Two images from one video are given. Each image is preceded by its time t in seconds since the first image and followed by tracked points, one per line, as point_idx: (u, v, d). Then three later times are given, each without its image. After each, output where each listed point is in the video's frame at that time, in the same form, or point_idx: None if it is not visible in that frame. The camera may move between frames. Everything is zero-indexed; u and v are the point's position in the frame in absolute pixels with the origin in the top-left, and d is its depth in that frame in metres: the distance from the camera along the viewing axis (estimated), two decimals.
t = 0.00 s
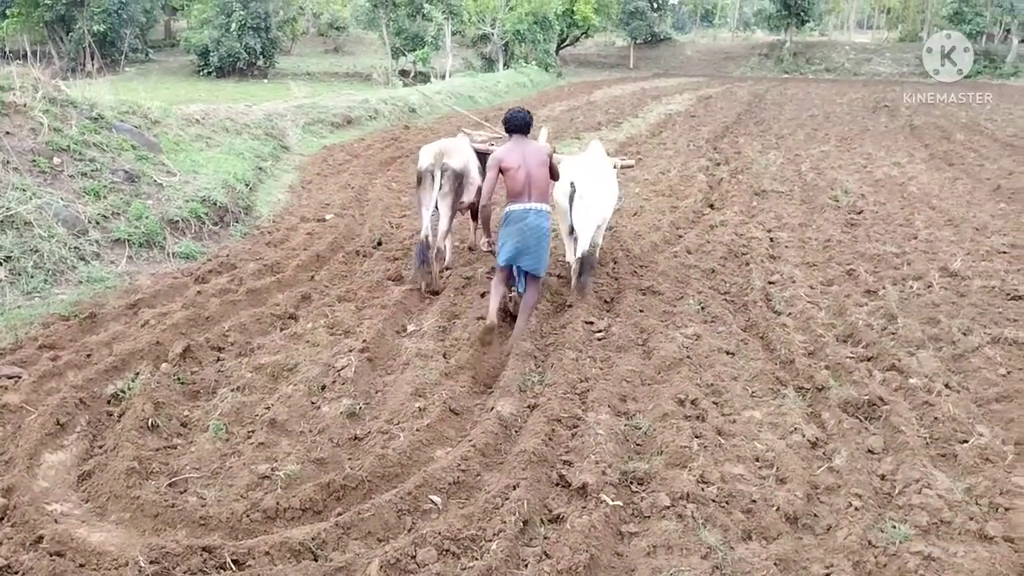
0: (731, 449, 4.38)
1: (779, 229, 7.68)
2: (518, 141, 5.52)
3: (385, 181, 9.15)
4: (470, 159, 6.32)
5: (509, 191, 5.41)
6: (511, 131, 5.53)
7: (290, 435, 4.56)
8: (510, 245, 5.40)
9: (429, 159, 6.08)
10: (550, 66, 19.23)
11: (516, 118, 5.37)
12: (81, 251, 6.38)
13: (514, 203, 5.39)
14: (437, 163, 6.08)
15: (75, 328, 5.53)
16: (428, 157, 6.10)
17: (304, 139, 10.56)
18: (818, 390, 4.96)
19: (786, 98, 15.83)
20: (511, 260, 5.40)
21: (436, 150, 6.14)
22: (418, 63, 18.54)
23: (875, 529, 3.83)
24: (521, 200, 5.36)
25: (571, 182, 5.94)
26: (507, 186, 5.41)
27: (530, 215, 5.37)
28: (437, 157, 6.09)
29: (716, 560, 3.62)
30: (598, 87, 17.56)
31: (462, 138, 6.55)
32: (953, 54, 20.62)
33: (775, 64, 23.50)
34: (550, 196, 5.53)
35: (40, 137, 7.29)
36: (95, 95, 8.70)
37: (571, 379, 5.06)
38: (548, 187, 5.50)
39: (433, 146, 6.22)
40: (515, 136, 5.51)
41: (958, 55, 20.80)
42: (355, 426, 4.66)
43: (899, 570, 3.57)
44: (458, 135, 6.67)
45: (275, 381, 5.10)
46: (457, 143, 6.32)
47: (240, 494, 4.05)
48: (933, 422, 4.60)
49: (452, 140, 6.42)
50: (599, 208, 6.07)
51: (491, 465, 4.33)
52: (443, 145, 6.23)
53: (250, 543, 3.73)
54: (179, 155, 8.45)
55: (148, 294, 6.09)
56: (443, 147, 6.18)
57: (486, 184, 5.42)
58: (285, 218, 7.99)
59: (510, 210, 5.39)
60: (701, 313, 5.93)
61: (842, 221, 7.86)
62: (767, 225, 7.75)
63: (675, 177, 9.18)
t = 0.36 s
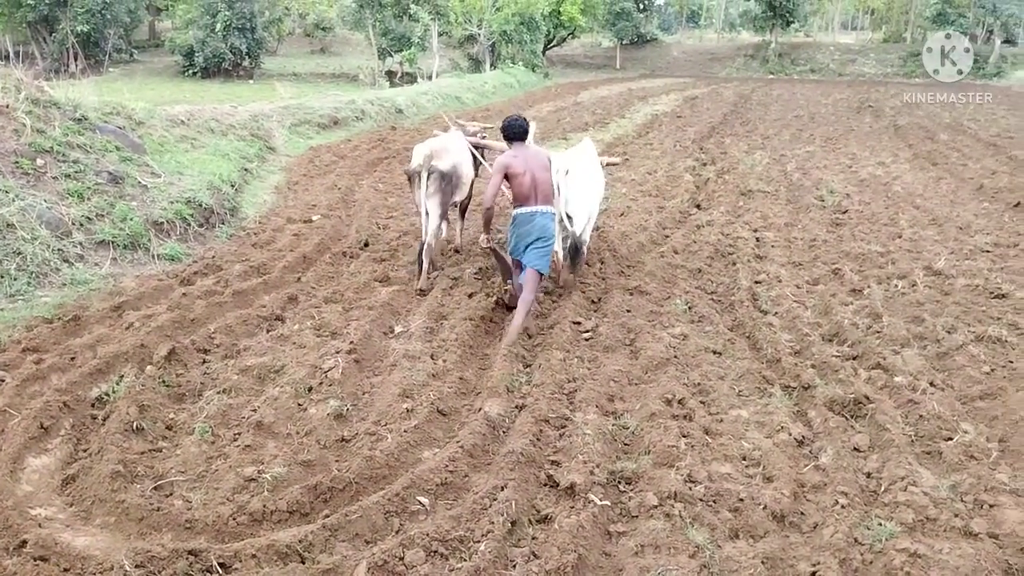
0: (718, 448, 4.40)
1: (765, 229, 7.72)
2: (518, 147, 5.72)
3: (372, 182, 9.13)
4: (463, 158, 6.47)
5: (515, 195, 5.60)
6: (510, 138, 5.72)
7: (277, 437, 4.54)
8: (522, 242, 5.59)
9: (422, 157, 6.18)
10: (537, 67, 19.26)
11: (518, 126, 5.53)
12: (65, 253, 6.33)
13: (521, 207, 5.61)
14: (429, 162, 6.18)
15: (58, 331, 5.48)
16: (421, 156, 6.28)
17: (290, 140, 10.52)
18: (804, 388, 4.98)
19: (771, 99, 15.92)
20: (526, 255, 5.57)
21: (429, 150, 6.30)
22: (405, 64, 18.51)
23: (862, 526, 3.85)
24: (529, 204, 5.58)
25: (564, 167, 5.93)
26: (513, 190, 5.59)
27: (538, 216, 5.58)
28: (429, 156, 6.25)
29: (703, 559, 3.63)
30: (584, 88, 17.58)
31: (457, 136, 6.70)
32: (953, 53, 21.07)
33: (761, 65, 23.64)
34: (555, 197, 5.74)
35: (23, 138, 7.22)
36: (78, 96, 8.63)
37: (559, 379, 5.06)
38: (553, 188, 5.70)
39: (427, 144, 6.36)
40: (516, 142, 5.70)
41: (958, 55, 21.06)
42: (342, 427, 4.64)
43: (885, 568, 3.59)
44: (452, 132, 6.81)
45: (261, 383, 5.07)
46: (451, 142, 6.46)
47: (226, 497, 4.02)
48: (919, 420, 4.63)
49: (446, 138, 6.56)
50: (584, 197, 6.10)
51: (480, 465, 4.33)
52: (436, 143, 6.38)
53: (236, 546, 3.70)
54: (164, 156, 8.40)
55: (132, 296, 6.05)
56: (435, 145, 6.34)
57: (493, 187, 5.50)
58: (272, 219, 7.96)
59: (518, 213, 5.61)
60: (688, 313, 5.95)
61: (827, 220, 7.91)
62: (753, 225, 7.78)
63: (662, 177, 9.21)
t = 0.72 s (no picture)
0: (711, 446, 4.40)
1: (758, 226, 7.73)
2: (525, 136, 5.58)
3: (365, 181, 9.11)
4: (460, 152, 6.59)
5: (528, 179, 5.48)
6: (518, 122, 5.51)
7: (270, 438, 4.53)
8: (539, 230, 5.54)
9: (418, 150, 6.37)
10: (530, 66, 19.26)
11: (527, 111, 5.41)
12: (56, 253, 6.30)
13: (534, 191, 5.49)
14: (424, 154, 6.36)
15: (50, 332, 5.45)
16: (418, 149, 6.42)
17: (283, 139, 10.50)
18: (797, 386, 4.99)
19: (764, 97, 15.95)
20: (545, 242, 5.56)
21: (427, 143, 6.44)
22: (398, 62, 18.50)
23: (855, 523, 3.86)
24: (544, 187, 5.48)
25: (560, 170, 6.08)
26: (526, 175, 5.47)
27: (552, 198, 5.50)
28: (427, 149, 6.39)
29: (697, 557, 3.63)
30: (577, 86, 17.56)
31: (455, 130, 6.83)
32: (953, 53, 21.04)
33: (754, 63, 23.70)
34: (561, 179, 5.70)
35: (14, 138, 7.18)
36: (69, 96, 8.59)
37: (552, 378, 5.06)
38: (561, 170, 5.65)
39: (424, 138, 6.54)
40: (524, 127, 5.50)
41: (958, 55, 21.03)
42: (335, 427, 4.63)
43: (878, 565, 3.60)
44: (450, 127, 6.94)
45: (254, 383, 5.05)
46: (448, 135, 6.63)
47: (219, 498, 4.01)
48: (911, 417, 4.65)
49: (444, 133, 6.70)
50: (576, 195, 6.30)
51: (474, 464, 4.33)
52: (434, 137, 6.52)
53: (229, 547, 3.69)
54: (155, 155, 8.36)
55: (124, 297, 6.02)
56: (433, 139, 6.48)
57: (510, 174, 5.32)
58: (264, 218, 7.94)
59: (532, 197, 5.49)
60: (681, 311, 5.96)
61: (820, 218, 7.93)
62: (746, 222, 7.80)
63: (655, 175, 9.22)
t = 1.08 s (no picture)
0: (700, 448, 4.41)
1: (745, 228, 7.76)
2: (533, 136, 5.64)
3: (353, 184, 9.09)
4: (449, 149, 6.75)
5: (540, 182, 5.58)
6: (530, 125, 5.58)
7: (258, 443, 4.51)
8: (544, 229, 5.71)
9: (410, 147, 6.49)
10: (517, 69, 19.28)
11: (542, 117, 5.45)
12: (41, 258, 6.25)
13: (545, 193, 5.61)
14: (417, 151, 6.49)
15: (35, 338, 5.41)
16: (410, 147, 6.54)
17: (271, 142, 10.47)
18: (785, 388, 5.01)
19: (751, 99, 16.02)
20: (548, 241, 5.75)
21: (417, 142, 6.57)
22: (386, 65, 18.48)
23: (843, 524, 3.87)
24: (555, 190, 5.61)
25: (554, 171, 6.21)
26: (539, 177, 5.56)
27: (561, 200, 5.66)
28: (419, 147, 6.51)
29: (687, 559, 3.64)
30: (565, 89, 17.58)
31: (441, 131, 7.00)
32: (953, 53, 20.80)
33: (741, 66, 23.81)
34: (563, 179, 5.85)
35: None
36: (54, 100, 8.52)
37: (541, 381, 5.06)
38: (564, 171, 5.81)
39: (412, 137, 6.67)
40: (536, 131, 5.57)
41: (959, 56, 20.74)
42: (323, 432, 4.61)
43: (866, 565, 3.61)
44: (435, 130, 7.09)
45: (242, 388, 5.03)
46: (434, 134, 6.77)
47: (206, 504, 3.99)
48: (898, 417, 4.67)
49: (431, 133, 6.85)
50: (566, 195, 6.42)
51: (463, 468, 4.32)
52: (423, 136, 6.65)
53: (216, 554, 3.67)
54: (141, 159, 8.31)
55: (110, 302, 5.98)
56: (422, 138, 6.62)
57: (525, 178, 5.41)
58: (252, 222, 7.91)
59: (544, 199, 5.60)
60: (670, 313, 5.97)
61: (807, 220, 7.96)
62: (734, 225, 7.82)
63: (643, 178, 9.23)
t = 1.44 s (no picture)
0: (695, 453, 4.41)
1: (738, 233, 7.77)
2: (510, 142, 5.76)
3: (345, 191, 9.08)
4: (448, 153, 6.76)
5: (522, 186, 5.69)
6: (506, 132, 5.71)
7: (251, 452, 4.48)
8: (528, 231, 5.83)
9: (415, 153, 6.47)
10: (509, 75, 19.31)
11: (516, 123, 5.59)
12: (32, 268, 6.21)
13: (528, 197, 5.72)
14: (422, 157, 6.49)
15: (26, 348, 5.38)
16: (413, 153, 6.53)
17: (263, 150, 10.45)
18: (779, 392, 5.02)
19: (742, 105, 16.09)
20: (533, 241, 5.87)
21: (418, 147, 6.56)
22: (378, 72, 18.50)
23: (838, 529, 3.87)
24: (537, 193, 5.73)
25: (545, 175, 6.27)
26: (520, 180, 5.67)
27: (543, 202, 5.77)
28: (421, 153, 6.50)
29: (682, 565, 3.63)
30: (557, 95, 17.63)
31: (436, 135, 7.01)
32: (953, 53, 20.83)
33: (731, 71, 23.93)
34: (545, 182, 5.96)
35: None
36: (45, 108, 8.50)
37: (535, 388, 5.05)
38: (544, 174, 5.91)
39: (412, 141, 6.62)
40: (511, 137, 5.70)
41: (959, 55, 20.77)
42: (318, 440, 4.59)
43: (862, 570, 3.61)
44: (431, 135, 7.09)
45: (235, 397, 5.00)
46: (432, 139, 6.77)
47: (199, 515, 3.96)
48: (891, 421, 4.68)
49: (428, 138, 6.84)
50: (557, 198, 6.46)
51: (458, 476, 4.31)
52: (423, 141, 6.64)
53: (209, 564, 3.64)
54: (133, 168, 8.28)
55: (102, 311, 5.95)
56: (423, 143, 6.61)
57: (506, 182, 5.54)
58: (244, 230, 7.89)
59: (527, 202, 5.71)
60: (663, 318, 5.98)
61: (799, 225, 7.98)
62: (726, 229, 7.84)
63: (635, 184, 9.25)
